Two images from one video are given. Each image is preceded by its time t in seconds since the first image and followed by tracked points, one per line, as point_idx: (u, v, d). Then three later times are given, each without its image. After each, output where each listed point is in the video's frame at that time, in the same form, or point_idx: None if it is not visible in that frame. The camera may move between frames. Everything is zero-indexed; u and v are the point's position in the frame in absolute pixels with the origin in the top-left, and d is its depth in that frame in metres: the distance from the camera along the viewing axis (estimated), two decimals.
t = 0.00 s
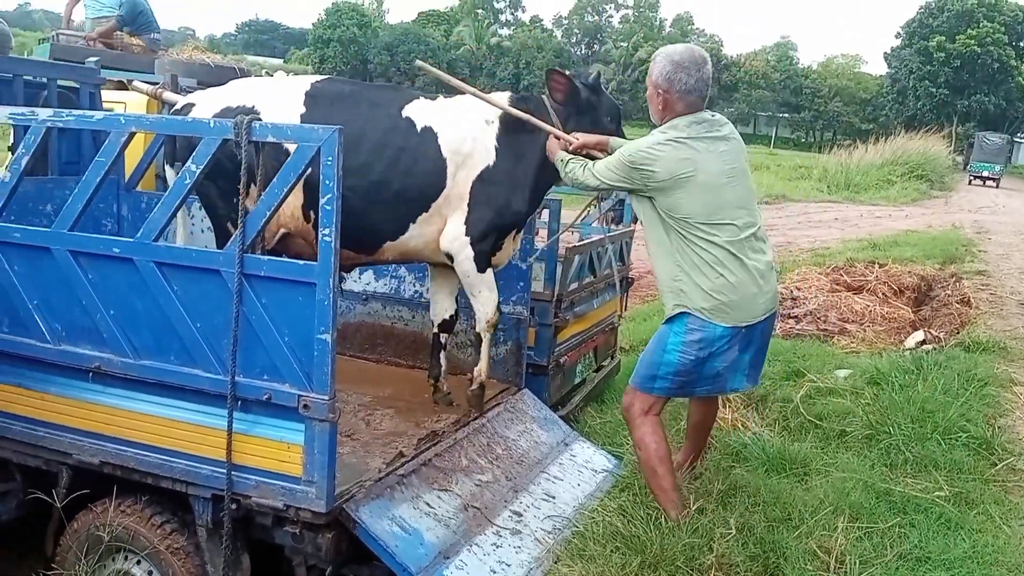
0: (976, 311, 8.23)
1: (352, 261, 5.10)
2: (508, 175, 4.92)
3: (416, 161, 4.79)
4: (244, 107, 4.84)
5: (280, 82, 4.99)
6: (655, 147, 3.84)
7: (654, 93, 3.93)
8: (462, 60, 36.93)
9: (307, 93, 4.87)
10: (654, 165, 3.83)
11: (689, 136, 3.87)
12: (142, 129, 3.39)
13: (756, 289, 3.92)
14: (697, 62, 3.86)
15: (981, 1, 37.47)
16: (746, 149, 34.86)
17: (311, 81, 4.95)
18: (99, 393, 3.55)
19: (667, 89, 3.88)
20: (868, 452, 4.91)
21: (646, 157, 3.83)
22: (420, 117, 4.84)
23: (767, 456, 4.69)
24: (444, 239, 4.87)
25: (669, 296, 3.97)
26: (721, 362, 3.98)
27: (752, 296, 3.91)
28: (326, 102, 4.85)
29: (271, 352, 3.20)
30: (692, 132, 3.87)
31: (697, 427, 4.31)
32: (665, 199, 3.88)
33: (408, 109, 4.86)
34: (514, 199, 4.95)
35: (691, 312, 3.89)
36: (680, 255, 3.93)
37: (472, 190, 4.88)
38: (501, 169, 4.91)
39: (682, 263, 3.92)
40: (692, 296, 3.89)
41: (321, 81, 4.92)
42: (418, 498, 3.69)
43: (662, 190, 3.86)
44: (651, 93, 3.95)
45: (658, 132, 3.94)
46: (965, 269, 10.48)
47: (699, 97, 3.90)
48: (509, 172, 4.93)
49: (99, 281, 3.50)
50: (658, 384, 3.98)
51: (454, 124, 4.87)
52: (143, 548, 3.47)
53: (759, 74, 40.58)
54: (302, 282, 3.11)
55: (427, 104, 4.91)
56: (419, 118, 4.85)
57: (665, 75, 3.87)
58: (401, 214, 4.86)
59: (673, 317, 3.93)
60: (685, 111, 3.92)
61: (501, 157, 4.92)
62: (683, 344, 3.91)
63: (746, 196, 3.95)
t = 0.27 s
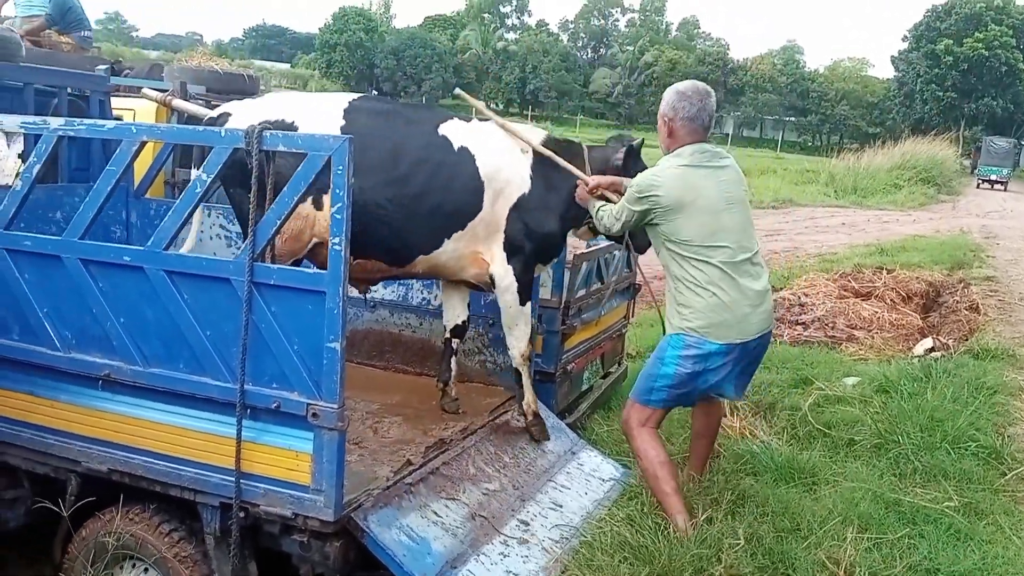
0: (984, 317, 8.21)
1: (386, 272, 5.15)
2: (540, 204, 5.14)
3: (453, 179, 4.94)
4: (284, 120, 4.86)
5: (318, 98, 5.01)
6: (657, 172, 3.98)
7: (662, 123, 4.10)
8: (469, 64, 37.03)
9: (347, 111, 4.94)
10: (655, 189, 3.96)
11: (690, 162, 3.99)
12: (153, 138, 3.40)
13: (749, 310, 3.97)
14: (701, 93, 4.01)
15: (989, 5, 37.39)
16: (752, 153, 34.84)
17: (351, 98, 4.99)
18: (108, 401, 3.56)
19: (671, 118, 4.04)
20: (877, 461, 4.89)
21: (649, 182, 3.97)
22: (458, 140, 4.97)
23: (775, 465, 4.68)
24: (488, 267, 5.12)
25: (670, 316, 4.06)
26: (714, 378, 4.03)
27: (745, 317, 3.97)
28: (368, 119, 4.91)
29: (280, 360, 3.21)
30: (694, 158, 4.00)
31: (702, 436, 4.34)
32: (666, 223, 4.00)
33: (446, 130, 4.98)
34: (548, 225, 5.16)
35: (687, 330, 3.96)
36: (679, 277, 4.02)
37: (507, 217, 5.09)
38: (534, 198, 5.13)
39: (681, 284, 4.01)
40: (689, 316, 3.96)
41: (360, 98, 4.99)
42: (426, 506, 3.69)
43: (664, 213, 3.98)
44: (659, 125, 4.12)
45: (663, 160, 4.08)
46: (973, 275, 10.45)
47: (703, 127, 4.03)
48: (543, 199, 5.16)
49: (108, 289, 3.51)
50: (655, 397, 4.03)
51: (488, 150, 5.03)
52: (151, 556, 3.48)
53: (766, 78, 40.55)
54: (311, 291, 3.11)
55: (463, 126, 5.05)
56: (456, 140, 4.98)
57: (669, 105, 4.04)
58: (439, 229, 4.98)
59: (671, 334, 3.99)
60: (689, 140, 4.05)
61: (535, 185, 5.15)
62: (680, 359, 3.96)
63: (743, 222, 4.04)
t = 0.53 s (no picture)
0: (974, 326, 8.24)
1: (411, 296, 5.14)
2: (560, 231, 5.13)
3: (461, 196, 4.88)
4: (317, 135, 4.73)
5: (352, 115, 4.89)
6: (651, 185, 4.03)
7: (657, 143, 4.21)
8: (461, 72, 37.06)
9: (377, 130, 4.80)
10: (648, 200, 4.00)
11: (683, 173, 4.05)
12: (144, 148, 3.38)
13: (749, 312, 3.96)
14: (689, 107, 4.12)
15: (979, 15, 37.63)
16: (744, 161, 34.92)
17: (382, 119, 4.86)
18: (97, 412, 3.54)
19: (664, 133, 4.15)
20: (868, 471, 4.89)
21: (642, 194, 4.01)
22: (483, 166, 4.96)
23: (766, 475, 4.68)
24: (501, 287, 5.12)
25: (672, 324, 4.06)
26: (718, 383, 4.00)
27: (746, 319, 3.95)
28: (397, 140, 4.78)
29: (271, 371, 3.19)
30: (688, 169, 4.06)
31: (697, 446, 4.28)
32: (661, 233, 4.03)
33: (472, 155, 4.96)
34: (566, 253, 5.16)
35: (687, 336, 3.96)
36: (677, 285, 4.04)
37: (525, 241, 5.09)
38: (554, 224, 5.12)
39: (680, 292, 4.02)
40: (689, 322, 3.96)
41: (393, 120, 4.87)
42: (416, 518, 3.67)
43: (658, 224, 4.01)
44: (656, 145, 4.23)
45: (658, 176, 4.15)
46: (963, 283, 10.49)
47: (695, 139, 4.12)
48: (564, 226, 5.15)
49: (98, 299, 3.49)
50: (657, 404, 4.02)
51: (512, 176, 5.02)
52: (139, 568, 3.45)
53: (758, 87, 40.68)
54: (302, 302, 3.10)
55: (488, 153, 5.04)
56: (481, 165, 4.97)
57: (661, 121, 4.16)
58: (447, 246, 4.93)
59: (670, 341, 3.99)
60: (683, 154, 4.13)
61: (552, 211, 5.13)
62: (681, 364, 3.95)
63: (739, 226, 4.06)
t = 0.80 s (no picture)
0: (935, 330, 8.36)
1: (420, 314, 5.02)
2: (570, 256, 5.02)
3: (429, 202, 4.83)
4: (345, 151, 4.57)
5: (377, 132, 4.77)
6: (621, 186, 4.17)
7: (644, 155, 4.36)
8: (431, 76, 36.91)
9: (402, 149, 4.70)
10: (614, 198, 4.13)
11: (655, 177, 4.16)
12: (101, 153, 3.32)
13: (699, 308, 3.91)
14: (674, 120, 4.23)
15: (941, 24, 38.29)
16: (712, 166, 35.13)
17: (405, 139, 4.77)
18: (52, 423, 3.47)
19: (648, 144, 4.29)
20: (830, 475, 4.92)
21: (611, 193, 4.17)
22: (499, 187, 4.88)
23: (730, 481, 4.70)
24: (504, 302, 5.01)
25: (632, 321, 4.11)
26: (673, 380, 3.94)
27: (696, 314, 3.91)
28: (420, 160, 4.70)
29: (230, 380, 3.15)
30: (661, 174, 4.17)
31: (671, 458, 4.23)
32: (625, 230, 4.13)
33: (489, 176, 4.88)
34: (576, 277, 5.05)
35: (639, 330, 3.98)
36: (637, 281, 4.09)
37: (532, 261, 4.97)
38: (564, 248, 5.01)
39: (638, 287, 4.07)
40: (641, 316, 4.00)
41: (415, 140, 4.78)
42: (379, 528, 3.64)
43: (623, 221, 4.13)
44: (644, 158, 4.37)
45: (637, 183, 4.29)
46: (924, 288, 10.65)
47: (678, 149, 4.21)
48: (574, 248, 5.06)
49: (53, 308, 3.42)
50: (614, 406, 4.03)
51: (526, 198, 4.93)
52: None
53: (725, 92, 40.98)
54: (263, 309, 3.06)
55: (504, 175, 4.96)
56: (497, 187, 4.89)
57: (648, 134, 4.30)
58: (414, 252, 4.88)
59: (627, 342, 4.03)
60: (664, 163, 4.22)
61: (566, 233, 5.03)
62: (634, 363, 3.95)
63: (704, 230, 4.06)
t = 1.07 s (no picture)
0: (899, 329, 8.47)
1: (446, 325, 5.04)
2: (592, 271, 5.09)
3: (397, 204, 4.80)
4: (371, 159, 4.63)
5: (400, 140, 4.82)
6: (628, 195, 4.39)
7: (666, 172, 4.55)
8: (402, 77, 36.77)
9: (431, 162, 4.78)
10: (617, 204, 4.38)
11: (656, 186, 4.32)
12: (57, 155, 3.27)
13: (645, 303, 3.98)
14: (691, 136, 4.39)
15: (906, 27, 38.81)
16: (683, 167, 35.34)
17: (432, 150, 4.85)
18: (7, 430, 3.40)
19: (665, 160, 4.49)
20: (794, 473, 4.96)
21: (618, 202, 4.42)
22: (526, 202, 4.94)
23: (695, 480, 4.72)
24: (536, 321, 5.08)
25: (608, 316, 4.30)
26: (604, 365, 4.01)
27: (645, 307, 3.98)
28: (448, 173, 4.78)
29: (188, 385, 3.11)
30: (665, 184, 4.32)
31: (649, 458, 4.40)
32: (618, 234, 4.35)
33: (517, 190, 4.95)
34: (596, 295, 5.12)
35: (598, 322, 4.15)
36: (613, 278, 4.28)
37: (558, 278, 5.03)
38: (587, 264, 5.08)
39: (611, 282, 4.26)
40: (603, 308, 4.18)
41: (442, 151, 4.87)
42: (343, 532, 3.61)
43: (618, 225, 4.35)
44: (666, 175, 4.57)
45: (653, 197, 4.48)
46: (889, 287, 10.79)
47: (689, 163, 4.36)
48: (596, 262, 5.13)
49: (8, 313, 3.36)
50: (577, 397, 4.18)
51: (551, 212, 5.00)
52: None
53: (695, 94, 41.24)
54: (222, 314, 3.03)
55: (530, 188, 5.03)
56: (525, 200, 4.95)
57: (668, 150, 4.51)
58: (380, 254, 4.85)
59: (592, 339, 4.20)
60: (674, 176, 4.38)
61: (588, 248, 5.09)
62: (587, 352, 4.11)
63: (689, 241, 4.11)
